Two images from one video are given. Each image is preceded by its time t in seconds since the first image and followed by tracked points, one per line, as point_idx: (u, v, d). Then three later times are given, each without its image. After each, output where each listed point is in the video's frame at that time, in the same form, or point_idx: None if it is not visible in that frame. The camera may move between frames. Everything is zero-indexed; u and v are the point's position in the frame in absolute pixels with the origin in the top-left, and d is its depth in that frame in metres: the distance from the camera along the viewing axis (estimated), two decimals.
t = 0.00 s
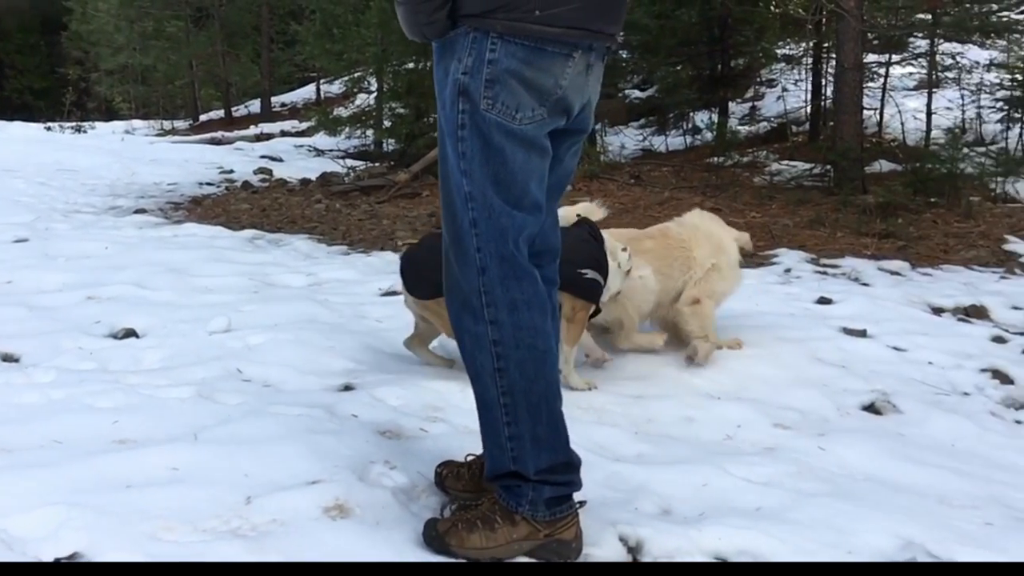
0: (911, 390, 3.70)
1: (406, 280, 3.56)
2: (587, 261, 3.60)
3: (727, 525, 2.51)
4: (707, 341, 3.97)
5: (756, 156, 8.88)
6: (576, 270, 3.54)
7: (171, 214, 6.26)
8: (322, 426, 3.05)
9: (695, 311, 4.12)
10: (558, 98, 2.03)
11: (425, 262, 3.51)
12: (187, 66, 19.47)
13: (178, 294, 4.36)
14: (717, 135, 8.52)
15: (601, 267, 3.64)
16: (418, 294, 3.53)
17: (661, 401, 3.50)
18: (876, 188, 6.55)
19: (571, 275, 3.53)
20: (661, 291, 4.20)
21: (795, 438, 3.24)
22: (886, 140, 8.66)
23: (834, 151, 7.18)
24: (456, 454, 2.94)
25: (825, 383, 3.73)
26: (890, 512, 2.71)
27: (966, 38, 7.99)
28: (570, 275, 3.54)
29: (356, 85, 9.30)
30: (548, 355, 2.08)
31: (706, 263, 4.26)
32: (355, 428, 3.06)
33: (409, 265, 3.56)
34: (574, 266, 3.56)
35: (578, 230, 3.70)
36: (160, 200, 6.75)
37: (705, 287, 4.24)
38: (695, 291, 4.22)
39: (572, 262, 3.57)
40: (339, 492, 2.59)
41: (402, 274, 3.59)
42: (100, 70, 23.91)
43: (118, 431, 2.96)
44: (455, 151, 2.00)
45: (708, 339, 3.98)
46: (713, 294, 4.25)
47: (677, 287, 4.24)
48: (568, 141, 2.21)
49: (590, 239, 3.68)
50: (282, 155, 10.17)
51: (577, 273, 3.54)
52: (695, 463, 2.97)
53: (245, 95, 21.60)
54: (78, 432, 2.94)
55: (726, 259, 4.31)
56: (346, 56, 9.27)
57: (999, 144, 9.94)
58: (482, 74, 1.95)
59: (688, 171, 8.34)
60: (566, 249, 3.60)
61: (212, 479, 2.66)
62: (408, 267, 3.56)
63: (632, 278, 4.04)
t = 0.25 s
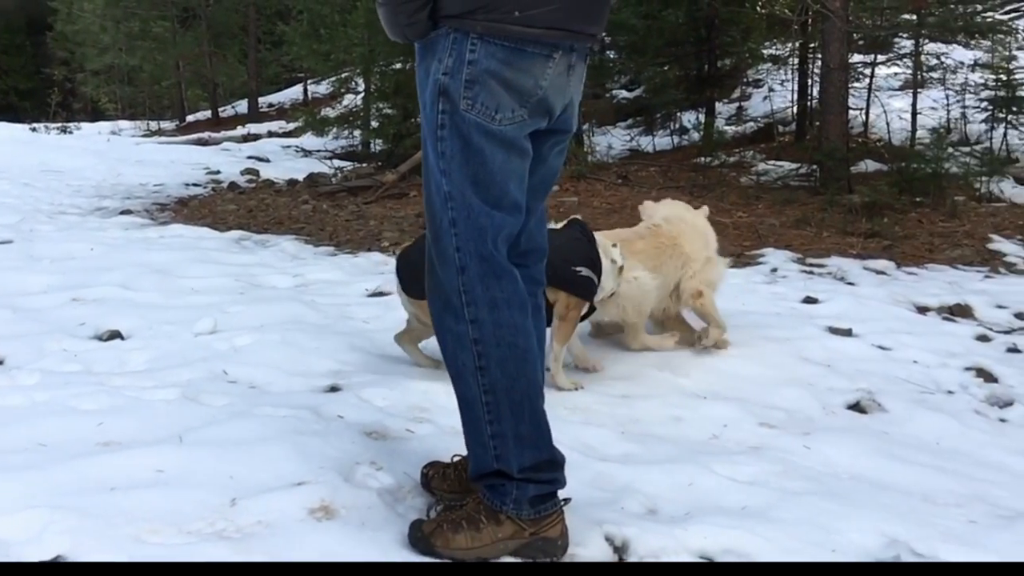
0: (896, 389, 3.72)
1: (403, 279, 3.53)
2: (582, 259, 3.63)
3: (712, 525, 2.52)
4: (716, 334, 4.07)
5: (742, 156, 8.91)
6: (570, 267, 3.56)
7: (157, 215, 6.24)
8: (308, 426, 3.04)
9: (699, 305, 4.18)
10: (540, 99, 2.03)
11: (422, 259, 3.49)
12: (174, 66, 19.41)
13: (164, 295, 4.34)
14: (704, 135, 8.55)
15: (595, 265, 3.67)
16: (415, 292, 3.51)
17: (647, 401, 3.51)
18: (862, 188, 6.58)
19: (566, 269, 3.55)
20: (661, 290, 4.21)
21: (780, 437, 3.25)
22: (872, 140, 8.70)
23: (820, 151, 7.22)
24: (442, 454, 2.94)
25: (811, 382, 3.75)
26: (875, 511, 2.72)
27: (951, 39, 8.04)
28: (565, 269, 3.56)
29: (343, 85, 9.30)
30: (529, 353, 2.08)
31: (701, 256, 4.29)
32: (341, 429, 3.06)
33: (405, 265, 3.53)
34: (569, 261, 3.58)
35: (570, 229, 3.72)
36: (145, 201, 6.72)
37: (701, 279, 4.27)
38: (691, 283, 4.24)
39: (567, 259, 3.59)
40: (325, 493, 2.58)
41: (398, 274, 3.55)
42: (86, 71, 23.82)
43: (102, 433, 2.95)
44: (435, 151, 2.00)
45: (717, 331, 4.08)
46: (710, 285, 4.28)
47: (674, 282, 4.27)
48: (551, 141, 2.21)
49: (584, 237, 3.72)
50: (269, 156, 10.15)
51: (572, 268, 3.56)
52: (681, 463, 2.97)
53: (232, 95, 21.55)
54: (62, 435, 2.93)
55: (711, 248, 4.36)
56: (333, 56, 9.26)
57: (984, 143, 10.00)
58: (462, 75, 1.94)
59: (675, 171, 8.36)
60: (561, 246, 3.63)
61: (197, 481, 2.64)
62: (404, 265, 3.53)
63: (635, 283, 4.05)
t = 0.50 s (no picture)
0: (882, 387, 3.74)
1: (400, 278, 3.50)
2: (576, 260, 3.74)
3: (698, 523, 2.52)
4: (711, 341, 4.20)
5: (730, 156, 8.94)
6: (565, 266, 3.66)
7: (143, 216, 6.23)
8: (294, 428, 3.04)
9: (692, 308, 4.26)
10: (520, 99, 2.02)
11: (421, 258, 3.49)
12: (160, 67, 19.34)
13: (150, 297, 4.33)
14: (691, 134, 8.58)
15: (587, 266, 3.78)
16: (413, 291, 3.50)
17: (634, 400, 3.52)
18: (848, 187, 6.62)
19: (563, 267, 3.65)
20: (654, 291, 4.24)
21: (766, 435, 3.26)
22: (858, 140, 8.74)
23: (806, 150, 7.25)
24: (428, 455, 2.94)
25: (797, 380, 3.76)
26: (860, 509, 2.73)
27: (935, 38, 8.09)
28: (561, 268, 3.65)
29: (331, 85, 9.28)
30: (508, 351, 2.08)
31: (689, 254, 4.34)
32: (327, 430, 3.05)
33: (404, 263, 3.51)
34: (565, 261, 3.69)
35: (560, 234, 3.85)
36: (132, 202, 6.70)
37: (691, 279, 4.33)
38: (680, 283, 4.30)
39: (563, 258, 3.70)
40: (311, 494, 2.57)
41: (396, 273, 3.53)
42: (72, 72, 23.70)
43: (86, 436, 2.93)
44: (413, 150, 2.00)
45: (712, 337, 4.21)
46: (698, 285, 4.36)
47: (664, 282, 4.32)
48: (533, 140, 2.21)
49: (577, 241, 3.85)
50: (256, 156, 10.12)
51: (567, 268, 3.67)
52: (667, 462, 2.98)
53: (219, 95, 21.47)
54: (46, 438, 2.91)
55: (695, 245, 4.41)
56: (321, 57, 9.25)
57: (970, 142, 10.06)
58: (442, 75, 1.94)
59: (663, 171, 8.38)
60: (556, 247, 3.74)
61: (183, 483, 2.63)
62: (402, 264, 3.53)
63: (636, 289, 4.09)
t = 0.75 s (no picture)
0: (872, 385, 3.76)
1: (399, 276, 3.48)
2: (573, 257, 3.75)
3: (688, 522, 2.52)
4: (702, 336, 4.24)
5: (720, 155, 8.95)
6: (562, 264, 3.68)
7: (133, 217, 6.21)
8: (284, 429, 3.03)
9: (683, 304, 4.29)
10: (504, 98, 2.01)
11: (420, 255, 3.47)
12: (150, 67, 19.29)
13: (139, 298, 4.32)
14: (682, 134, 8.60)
15: (584, 263, 3.80)
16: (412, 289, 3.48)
17: (625, 400, 3.52)
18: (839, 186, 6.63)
19: (561, 266, 3.66)
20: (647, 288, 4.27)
21: (756, 434, 3.27)
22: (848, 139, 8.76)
23: (796, 150, 7.26)
24: (418, 455, 2.94)
25: (787, 379, 3.77)
26: (849, 507, 2.73)
27: (924, 37, 8.11)
28: (560, 266, 3.67)
29: (322, 86, 9.38)
30: (489, 347, 2.06)
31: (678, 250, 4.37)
32: (317, 431, 3.04)
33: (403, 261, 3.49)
34: (562, 259, 3.70)
35: (556, 231, 3.85)
36: (121, 203, 6.67)
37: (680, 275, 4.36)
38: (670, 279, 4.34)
39: (561, 255, 3.71)
40: (301, 495, 2.56)
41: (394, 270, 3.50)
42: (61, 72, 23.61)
43: (76, 438, 2.92)
44: (394, 149, 1.99)
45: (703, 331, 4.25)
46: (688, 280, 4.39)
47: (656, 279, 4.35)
48: (520, 138, 2.20)
49: (572, 237, 3.85)
50: (247, 157, 10.10)
51: (565, 266, 3.68)
52: (657, 461, 2.98)
53: (209, 96, 21.42)
54: (34, 440, 2.90)
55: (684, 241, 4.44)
56: (311, 57, 9.23)
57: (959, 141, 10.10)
58: (426, 74, 1.94)
59: (653, 170, 8.39)
60: (553, 245, 3.75)
61: (172, 484, 2.61)
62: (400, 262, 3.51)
63: (637, 288, 4.15)
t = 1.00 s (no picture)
0: (861, 384, 3.77)
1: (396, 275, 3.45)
2: (569, 257, 3.78)
3: (678, 522, 2.52)
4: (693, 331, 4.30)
5: (711, 155, 8.98)
6: (558, 263, 3.70)
7: (123, 218, 6.19)
8: (273, 430, 3.03)
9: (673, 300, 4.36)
10: (489, 99, 2.01)
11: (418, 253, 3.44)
12: (140, 68, 19.23)
13: (129, 300, 4.31)
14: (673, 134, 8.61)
15: (579, 263, 3.82)
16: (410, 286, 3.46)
17: (615, 399, 3.53)
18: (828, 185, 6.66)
19: (558, 265, 3.69)
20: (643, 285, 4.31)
21: (746, 433, 3.28)
22: (837, 138, 8.79)
23: (786, 149, 7.28)
24: (408, 456, 2.93)
25: (777, 378, 3.78)
26: (838, 505, 2.75)
27: (913, 37, 8.14)
28: (556, 266, 3.69)
29: (313, 87, 9.46)
30: (467, 343, 2.06)
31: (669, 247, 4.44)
32: (307, 432, 3.04)
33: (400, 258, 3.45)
34: (559, 258, 3.72)
35: (552, 230, 3.88)
36: (111, 204, 6.65)
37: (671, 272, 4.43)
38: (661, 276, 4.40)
39: (557, 255, 3.73)
40: (290, 496, 2.55)
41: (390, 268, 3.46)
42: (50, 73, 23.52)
43: (64, 440, 2.91)
44: (375, 147, 1.99)
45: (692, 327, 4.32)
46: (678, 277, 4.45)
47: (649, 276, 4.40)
48: (506, 136, 2.19)
49: (567, 237, 3.87)
50: (237, 158, 10.08)
51: (562, 265, 3.71)
52: (646, 460, 2.98)
53: (200, 96, 21.36)
54: (22, 442, 2.89)
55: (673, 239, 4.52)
56: (302, 57, 9.22)
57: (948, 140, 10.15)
58: (409, 73, 1.94)
59: (644, 170, 8.41)
60: (549, 244, 3.77)
61: (160, 486, 2.60)
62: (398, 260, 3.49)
63: (645, 285, 4.18)
